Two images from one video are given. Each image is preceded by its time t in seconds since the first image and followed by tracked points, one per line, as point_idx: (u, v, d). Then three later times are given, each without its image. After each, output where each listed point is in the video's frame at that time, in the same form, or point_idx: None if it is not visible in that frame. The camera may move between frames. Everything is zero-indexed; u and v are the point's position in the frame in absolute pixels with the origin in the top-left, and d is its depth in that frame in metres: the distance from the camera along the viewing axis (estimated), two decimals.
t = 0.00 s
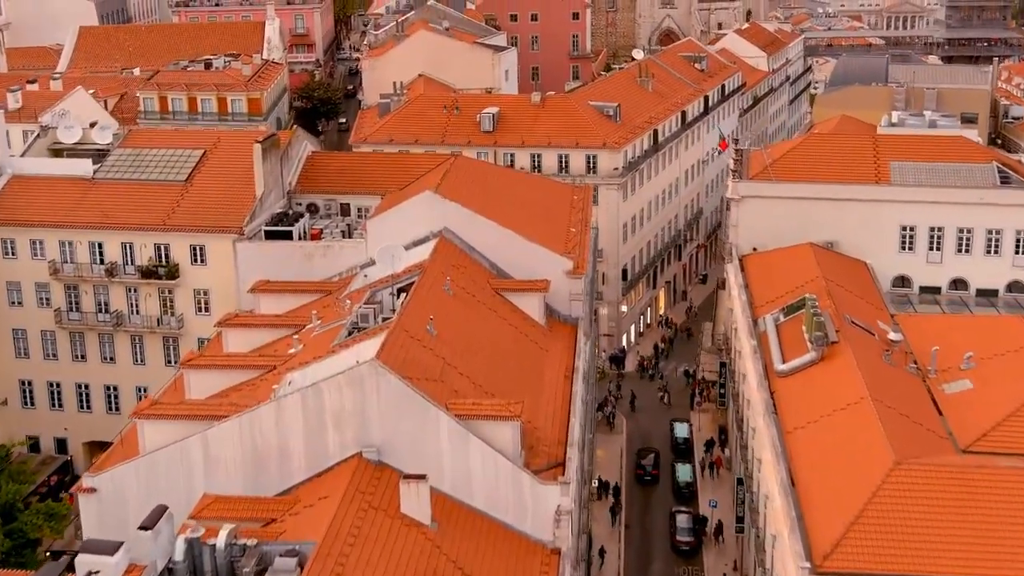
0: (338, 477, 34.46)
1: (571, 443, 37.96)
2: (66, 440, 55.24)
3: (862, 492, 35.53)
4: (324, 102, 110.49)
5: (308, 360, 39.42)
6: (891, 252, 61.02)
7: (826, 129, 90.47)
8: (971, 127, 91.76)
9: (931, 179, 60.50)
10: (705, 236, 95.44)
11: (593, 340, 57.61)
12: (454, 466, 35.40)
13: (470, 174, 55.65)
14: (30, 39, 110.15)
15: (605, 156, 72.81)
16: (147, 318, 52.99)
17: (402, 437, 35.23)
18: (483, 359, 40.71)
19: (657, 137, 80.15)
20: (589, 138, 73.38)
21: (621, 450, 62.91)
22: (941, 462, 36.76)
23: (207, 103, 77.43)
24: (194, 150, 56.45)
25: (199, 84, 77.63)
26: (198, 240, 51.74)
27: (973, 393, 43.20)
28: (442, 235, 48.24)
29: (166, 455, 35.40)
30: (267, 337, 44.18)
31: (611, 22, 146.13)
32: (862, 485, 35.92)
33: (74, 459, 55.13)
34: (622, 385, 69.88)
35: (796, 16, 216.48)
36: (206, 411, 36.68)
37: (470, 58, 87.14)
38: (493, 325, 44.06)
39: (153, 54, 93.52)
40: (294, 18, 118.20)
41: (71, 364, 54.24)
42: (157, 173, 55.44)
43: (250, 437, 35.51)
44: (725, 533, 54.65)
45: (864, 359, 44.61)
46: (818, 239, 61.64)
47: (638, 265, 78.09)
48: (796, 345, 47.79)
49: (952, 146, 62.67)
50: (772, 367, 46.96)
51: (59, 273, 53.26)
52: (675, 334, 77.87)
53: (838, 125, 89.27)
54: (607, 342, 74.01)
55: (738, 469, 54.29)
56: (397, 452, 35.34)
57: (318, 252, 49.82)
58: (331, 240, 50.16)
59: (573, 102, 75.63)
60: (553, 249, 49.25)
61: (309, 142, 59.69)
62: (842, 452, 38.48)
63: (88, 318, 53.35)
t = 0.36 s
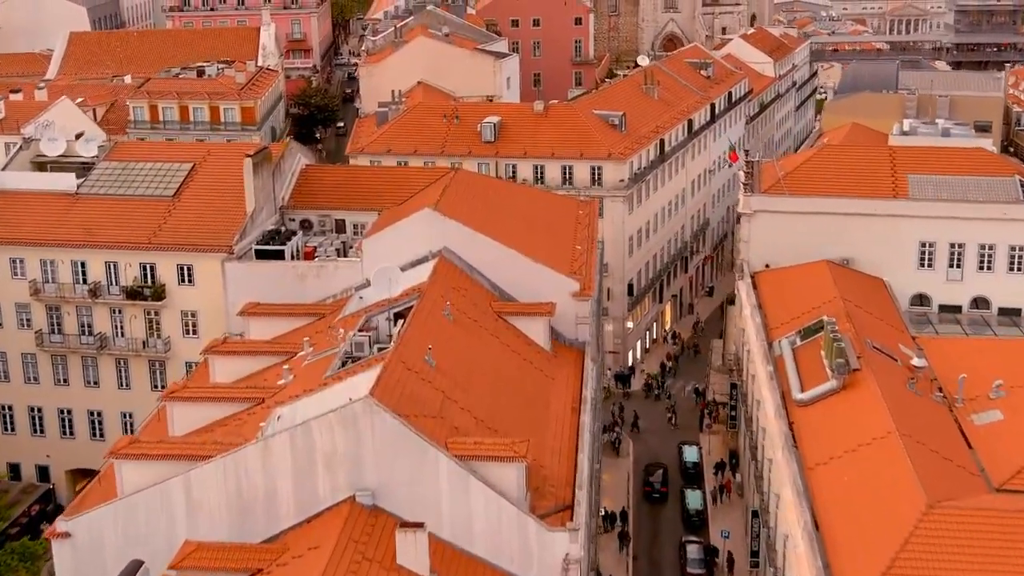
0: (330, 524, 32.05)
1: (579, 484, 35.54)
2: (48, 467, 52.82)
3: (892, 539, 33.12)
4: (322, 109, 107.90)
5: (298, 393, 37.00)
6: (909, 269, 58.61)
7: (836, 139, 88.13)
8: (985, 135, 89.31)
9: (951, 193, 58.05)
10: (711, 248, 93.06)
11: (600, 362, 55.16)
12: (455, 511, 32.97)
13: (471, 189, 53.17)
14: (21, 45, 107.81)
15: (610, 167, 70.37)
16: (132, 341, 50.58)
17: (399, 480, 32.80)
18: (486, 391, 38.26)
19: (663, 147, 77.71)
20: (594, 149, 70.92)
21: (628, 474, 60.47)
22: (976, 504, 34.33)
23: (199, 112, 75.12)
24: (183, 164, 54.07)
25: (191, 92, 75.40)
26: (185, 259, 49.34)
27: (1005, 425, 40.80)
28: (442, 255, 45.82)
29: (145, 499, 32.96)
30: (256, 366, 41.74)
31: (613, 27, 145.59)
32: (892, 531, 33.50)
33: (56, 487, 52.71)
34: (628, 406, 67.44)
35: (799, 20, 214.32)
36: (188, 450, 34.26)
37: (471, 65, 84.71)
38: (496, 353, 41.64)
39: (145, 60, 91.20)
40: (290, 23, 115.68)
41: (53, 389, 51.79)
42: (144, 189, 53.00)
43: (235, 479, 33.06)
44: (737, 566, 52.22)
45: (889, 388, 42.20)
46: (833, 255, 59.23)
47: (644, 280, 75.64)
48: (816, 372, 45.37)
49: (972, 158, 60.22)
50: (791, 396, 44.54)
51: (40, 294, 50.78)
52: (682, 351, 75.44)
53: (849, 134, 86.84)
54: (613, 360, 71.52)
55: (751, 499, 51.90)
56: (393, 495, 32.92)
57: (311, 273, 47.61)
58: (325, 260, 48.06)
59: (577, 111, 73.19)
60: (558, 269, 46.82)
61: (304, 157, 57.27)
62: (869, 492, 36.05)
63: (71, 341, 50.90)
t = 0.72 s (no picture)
0: None
1: (589, 529, 33.09)
2: (28, 497, 50.13)
3: None
4: (319, 116, 105.26)
5: (288, 429, 34.56)
6: (929, 287, 56.18)
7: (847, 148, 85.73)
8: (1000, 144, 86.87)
9: (973, 208, 55.61)
10: (718, 259, 90.62)
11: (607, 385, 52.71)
12: (456, 561, 30.52)
13: (472, 206, 50.70)
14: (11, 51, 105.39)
15: (616, 179, 67.94)
16: (116, 365, 48.07)
17: (396, 529, 30.36)
18: (489, 426, 35.78)
19: (670, 157, 75.28)
20: (599, 160, 68.46)
21: (635, 499, 58.01)
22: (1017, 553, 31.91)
23: (190, 121, 72.66)
24: (171, 179, 51.68)
25: (183, 101, 73.04)
26: (172, 280, 46.93)
27: None
28: (442, 278, 43.38)
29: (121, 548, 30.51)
30: (244, 397, 39.29)
31: (616, 31, 143.06)
32: None
33: (37, 517, 50.01)
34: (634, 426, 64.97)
35: (804, 23, 211.89)
36: (169, 494, 31.86)
37: (471, 72, 82.32)
38: (498, 383, 39.17)
39: (136, 67, 88.75)
40: (287, 28, 113.12)
41: (33, 415, 49.19)
42: (130, 204, 50.54)
43: (218, 526, 30.58)
44: None
45: (917, 420, 39.76)
46: (849, 273, 56.81)
47: (651, 294, 73.18)
48: (837, 401, 42.93)
49: (995, 171, 57.76)
50: (811, 426, 42.08)
51: (19, 315, 48.24)
52: (690, 368, 72.98)
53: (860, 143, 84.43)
54: (618, 379, 69.05)
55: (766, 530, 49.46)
56: (388, 544, 30.46)
57: (304, 294, 45.24)
58: (318, 281, 45.71)
59: (581, 119, 70.73)
60: (564, 292, 44.40)
61: (298, 171, 54.89)
62: (900, 537, 33.59)
63: (52, 365, 48.35)
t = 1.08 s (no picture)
0: None
1: None
2: (7, 529, 47.68)
3: None
4: (316, 123, 102.63)
5: (275, 470, 32.09)
6: (950, 307, 53.77)
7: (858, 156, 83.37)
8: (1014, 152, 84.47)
9: (996, 224, 53.21)
10: (725, 271, 88.24)
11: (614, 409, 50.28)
12: None
13: (473, 224, 48.25)
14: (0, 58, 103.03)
15: (622, 192, 65.52)
16: (98, 392, 45.62)
17: None
18: (492, 468, 33.32)
19: (678, 167, 72.84)
20: (604, 171, 66.03)
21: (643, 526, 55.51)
22: None
23: (181, 131, 70.28)
24: (157, 195, 49.31)
25: (173, 110, 70.66)
26: (156, 302, 44.48)
27: None
28: (441, 302, 40.97)
29: None
30: (230, 432, 36.93)
31: (618, 36, 141.18)
32: None
33: (17, 549, 47.66)
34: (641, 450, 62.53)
35: (807, 27, 209.98)
36: (145, 546, 29.45)
37: (472, 80, 80.02)
38: (501, 416, 36.70)
39: (128, 74, 86.37)
40: (283, 33, 110.80)
41: (11, 444, 46.75)
42: (113, 222, 48.09)
43: None
44: None
45: (948, 457, 37.28)
46: (867, 291, 54.41)
47: (658, 310, 70.71)
48: (861, 432, 40.46)
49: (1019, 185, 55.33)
50: (833, 459, 39.60)
51: None
52: (697, 386, 70.56)
53: (872, 152, 82.08)
54: (624, 398, 66.58)
55: (782, 564, 47.02)
56: None
57: (295, 319, 42.82)
58: (310, 305, 43.27)
59: (586, 129, 68.31)
60: (571, 317, 41.99)
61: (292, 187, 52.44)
62: None
63: (31, 392, 45.89)
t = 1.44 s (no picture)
0: None
1: None
2: None
3: None
4: (313, 130, 100.37)
5: (262, 513, 29.92)
6: (972, 326, 51.56)
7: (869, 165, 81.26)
8: None
9: (1020, 240, 51.01)
10: (732, 283, 86.07)
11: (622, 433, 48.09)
12: None
13: (473, 240, 46.00)
14: None
15: (627, 204, 63.30)
16: (80, 419, 43.31)
17: None
18: (495, 510, 31.10)
19: (684, 177, 70.65)
20: (609, 182, 63.81)
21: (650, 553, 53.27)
22: None
23: (172, 140, 68.06)
24: (144, 210, 47.10)
25: (164, 118, 68.42)
26: (141, 324, 42.30)
27: None
28: (440, 326, 38.80)
29: None
30: (216, 467, 34.84)
31: (620, 40, 139.12)
32: None
33: None
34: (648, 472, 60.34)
35: (809, 31, 208.07)
36: None
37: (473, 86, 77.83)
38: (503, 450, 34.49)
39: (118, 80, 84.16)
40: (279, 37, 108.70)
41: None
42: (97, 239, 45.87)
43: None
44: None
45: (979, 493, 35.06)
46: (885, 310, 52.19)
47: (664, 325, 68.47)
48: (884, 464, 38.25)
49: None
50: (856, 494, 37.40)
51: None
52: (705, 404, 68.36)
53: (884, 161, 79.91)
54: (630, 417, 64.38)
55: None
56: None
57: (286, 344, 40.58)
58: (302, 328, 41.03)
59: (590, 138, 66.14)
60: (578, 342, 39.77)
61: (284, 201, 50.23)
62: None
63: (9, 418, 43.58)
